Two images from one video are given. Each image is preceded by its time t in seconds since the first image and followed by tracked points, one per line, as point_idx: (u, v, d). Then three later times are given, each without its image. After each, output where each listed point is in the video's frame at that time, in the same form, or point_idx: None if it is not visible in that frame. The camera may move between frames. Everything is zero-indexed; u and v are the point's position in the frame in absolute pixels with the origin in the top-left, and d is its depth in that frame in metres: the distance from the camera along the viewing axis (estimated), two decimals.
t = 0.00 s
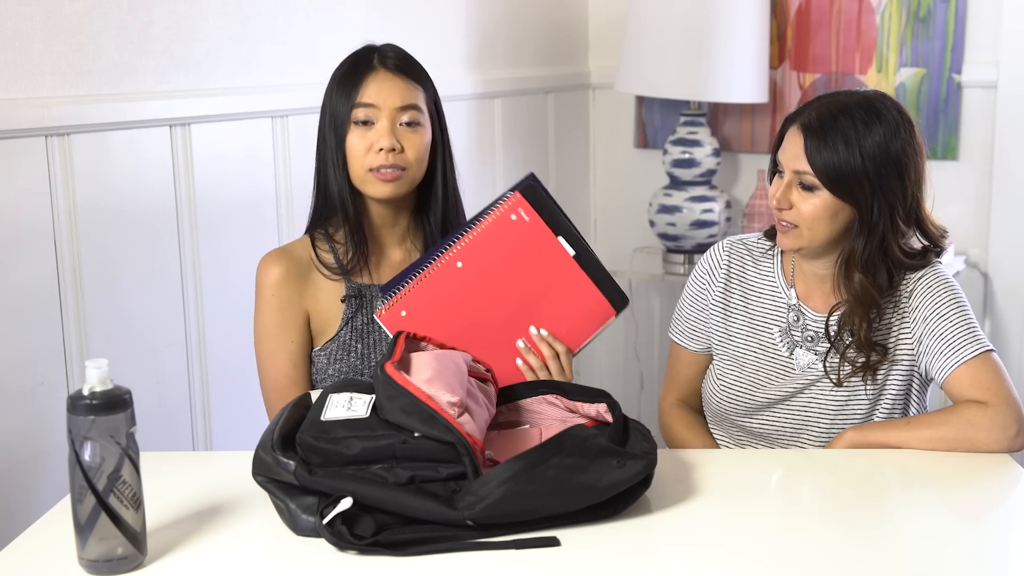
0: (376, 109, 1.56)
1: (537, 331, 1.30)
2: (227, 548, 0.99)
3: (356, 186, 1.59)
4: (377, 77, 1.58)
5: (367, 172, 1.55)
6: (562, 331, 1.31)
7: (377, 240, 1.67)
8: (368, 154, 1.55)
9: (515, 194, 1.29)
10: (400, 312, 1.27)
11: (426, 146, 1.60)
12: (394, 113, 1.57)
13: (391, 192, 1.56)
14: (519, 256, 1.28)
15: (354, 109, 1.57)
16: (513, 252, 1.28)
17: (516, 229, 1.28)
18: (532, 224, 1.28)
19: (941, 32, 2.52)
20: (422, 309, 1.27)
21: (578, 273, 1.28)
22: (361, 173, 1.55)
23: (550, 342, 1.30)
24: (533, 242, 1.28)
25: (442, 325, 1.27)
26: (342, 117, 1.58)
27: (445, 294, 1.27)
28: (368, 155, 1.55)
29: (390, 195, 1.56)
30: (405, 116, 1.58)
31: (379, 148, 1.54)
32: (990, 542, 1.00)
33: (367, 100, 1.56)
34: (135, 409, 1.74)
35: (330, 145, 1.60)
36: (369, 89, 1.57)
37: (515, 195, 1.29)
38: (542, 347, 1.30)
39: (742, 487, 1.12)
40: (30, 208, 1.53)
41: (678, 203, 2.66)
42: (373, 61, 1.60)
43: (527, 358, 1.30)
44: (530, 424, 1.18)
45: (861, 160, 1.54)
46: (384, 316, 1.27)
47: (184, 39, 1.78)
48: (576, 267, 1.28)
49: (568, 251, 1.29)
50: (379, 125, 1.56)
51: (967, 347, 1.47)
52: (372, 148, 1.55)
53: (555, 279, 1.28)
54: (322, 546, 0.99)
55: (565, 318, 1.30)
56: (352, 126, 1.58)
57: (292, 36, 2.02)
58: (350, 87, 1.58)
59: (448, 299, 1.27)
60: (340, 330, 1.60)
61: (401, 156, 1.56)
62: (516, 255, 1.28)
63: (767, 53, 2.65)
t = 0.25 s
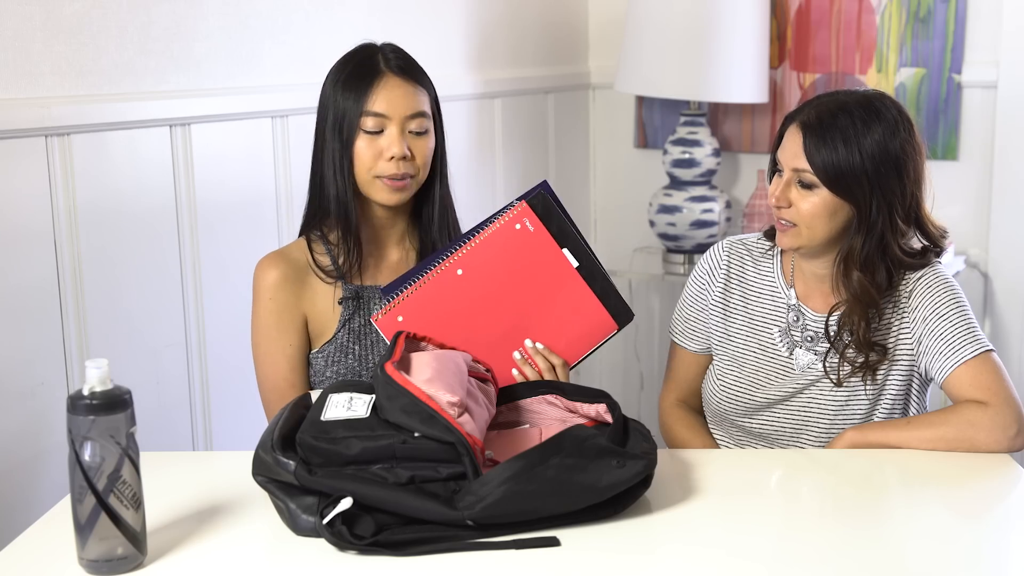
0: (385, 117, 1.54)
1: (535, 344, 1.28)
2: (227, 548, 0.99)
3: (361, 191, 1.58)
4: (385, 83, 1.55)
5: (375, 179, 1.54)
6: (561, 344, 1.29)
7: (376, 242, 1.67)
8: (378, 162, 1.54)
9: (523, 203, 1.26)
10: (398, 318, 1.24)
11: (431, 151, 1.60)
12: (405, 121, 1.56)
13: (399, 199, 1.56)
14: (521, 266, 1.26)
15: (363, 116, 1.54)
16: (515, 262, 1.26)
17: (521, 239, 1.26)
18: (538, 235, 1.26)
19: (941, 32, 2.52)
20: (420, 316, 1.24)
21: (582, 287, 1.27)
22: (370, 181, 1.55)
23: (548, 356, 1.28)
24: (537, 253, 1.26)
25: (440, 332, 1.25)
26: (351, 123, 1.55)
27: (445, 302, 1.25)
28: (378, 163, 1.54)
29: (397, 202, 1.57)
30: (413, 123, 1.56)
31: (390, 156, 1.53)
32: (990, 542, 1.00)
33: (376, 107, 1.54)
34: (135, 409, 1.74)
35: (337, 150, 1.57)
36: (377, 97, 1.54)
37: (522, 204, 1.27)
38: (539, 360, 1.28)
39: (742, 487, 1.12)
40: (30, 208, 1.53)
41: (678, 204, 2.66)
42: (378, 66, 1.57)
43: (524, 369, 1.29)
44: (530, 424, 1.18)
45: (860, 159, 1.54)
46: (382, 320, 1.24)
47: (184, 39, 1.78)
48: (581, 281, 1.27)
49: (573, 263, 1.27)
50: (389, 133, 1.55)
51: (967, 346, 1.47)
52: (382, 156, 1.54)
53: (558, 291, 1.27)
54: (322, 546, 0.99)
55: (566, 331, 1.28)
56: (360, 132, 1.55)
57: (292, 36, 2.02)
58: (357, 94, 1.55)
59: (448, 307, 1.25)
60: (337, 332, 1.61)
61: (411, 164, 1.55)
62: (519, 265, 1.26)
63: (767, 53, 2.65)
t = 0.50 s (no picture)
0: (393, 119, 1.54)
1: (536, 339, 1.30)
2: (227, 549, 0.99)
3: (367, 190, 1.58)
4: (392, 85, 1.55)
5: (384, 181, 1.55)
6: (562, 339, 1.31)
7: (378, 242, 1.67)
8: (386, 164, 1.54)
9: (523, 200, 1.28)
10: (401, 314, 1.26)
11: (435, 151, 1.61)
12: (412, 122, 1.56)
13: (406, 200, 1.58)
14: (522, 262, 1.28)
15: (371, 118, 1.54)
16: (518, 259, 1.28)
17: (522, 236, 1.27)
18: (540, 231, 1.27)
19: (941, 32, 2.52)
20: (422, 311, 1.26)
21: (582, 282, 1.29)
22: (378, 182, 1.55)
23: (549, 350, 1.31)
24: (538, 249, 1.27)
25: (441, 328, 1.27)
26: (359, 124, 1.55)
27: (446, 298, 1.27)
28: (387, 165, 1.54)
29: (404, 203, 1.58)
30: (419, 124, 1.57)
31: (398, 158, 1.54)
32: (990, 542, 1.00)
33: (384, 110, 1.54)
34: (135, 409, 1.74)
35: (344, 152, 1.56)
36: (385, 98, 1.54)
37: (522, 201, 1.28)
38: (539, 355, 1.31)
39: (742, 487, 1.12)
40: (30, 208, 1.53)
41: (678, 204, 2.66)
42: (382, 66, 1.57)
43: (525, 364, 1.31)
44: (531, 424, 1.18)
45: (858, 158, 1.54)
46: (385, 318, 1.26)
47: (184, 39, 1.78)
48: (581, 276, 1.29)
49: (572, 258, 1.28)
50: (397, 135, 1.54)
51: (967, 346, 1.47)
52: (390, 158, 1.54)
53: (559, 287, 1.29)
54: (322, 546, 0.99)
55: (566, 326, 1.30)
56: (368, 134, 1.55)
57: (293, 36, 2.02)
58: (363, 95, 1.54)
59: (450, 304, 1.27)
60: (340, 332, 1.61)
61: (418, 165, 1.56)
62: (520, 261, 1.28)
63: (767, 53, 2.65)
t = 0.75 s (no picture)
0: (393, 117, 1.54)
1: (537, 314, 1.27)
2: (227, 549, 0.99)
3: (369, 189, 1.58)
4: (392, 83, 1.55)
5: (385, 178, 1.55)
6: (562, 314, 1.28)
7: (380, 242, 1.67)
8: (387, 162, 1.54)
9: (528, 174, 1.23)
10: (402, 288, 1.26)
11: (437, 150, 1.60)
12: (412, 120, 1.56)
13: (408, 198, 1.57)
14: (523, 238, 1.24)
15: (371, 117, 1.54)
16: (519, 233, 1.24)
17: (524, 211, 1.23)
18: (542, 206, 1.23)
19: (941, 32, 2.52)
20: (422, 287, 1.26)
21: (583, 259, 1.24)
22: (379, 180, 1.55)
23: (549, 325, 1.28)
24: (540, 226, 1.23)
25: (440, 304, 1.27)
26: (359, 123, 1.54)
27: (448, 274, 1.26)
28: (387, 163, 1.54)
29: (405, 200, 1.57)
30: (420, 123, 1.56)
31: (399, 156, 1.53)
32: (990, 542, 1.00)
33: (384, 108, 1.53)
34: (135, 409, 1.74)
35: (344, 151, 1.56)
36: (385, 97, 1.54)
37: (526, 175, 1.24)
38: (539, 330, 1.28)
39: (741, 487, 1.12)
40: (30, 208, 1.53)
41: (678, 204, 2.66)
42: (383, 65, 1.56)
43: (524, 339, 1.29)
44: (530, 424, 1.18)
45: (857, 158, 1.55)
46: (387, 290, 1.27)
47: (184, 39, 1.78)
48: (583, 253, 1.24)
49: (574, 235, 1.24)
50: (398, 134, 1.54)
51: (967, 347, 1.47)
52: (391, 156, 1.54)
53: (561, 263, 1.25)
54: (322, 546, 0.99)
55: (567, 301, 1.27)
56: (368, 132, 1.55)
57: (293, 36, 2.02)
58: (363, 93, 1.54)
59: (451, 279, 1.26)
60: (343, 330, 1.60)
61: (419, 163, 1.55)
62: (521, 236, 1.24)
63: (767, 53, 2.65)
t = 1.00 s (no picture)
0: (392, 118, 1.54)
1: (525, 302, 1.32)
2: (225, 550, 0.99)
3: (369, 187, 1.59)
4: (391, 83, 1.54)
5: (384, 177, 1.55)
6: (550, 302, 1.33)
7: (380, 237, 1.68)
8: (387, 163, 1.55)
9: (514, 164, 1.27)
10: (390, 285, 1.28)
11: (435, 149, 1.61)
12: (412, 121, 1.56)
13: (407, 198, 1.58)
14: (512, 227, 1.27)
15: (370, 117, 1.54)
16: (508, 223, 1.27)
17: (512, 201, 1.27)
18: (530, 196, 1.27)
19: (941, 32, 2.52)
20: (414, 282, 1.28)
21: (573, 246, 1.29)
22: (379, 180, 1.56)
23: (539, 314, 1.32)
24: (528, 215, 1.27)
25: (435, 298, 1.29)
26: (358, 123, 1.55)
27: (437, 269, 1.28)
28: (387, 163, 1.55)
29: (404, 200, 1.59)
30: (419, 123, 1.57)
31: (398, 157, 1.54)
32: (990, 542, 1.00)
33: (383, 109, 1.53)
34: (135, 409, 1.74)
35: (343, 150, 1.56)
36: (384, 98, 1.53)
37: (512, 164, 1.27)
38: (529, 319, 1.32)
39: (741, 487, 1.12)
40: (30, 208, 1.53)
41: (678, 204, 2.66)
42: (382, 65, 1.56)
43: (516, 328, 1.33)
44: (530, 424, 1.18)
45: (858, 158, 1.55)
46: (375, 289, 1.28)
47: (184, 39, 1.78)
48: (571, 239, 1.29)
49: (561, 223, 1.28)
50: (397, 134, 1.54)
51: (967, 347, 1.47)
52: (390, 156, 1.54)
53: (548, 251, 1.29)
54: (322, 547, 0.99)
55: (557, 288, 1.31)
56: (367, 133, 1.55)
57: (293, 36, 2.02)
58: (362, 93, 1.54)
59: (441, 274, 1.28)
60: (342, 322, 1.61)
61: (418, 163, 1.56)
62: (510, 227, 1.27)
63: (767, 53, 2.65)
